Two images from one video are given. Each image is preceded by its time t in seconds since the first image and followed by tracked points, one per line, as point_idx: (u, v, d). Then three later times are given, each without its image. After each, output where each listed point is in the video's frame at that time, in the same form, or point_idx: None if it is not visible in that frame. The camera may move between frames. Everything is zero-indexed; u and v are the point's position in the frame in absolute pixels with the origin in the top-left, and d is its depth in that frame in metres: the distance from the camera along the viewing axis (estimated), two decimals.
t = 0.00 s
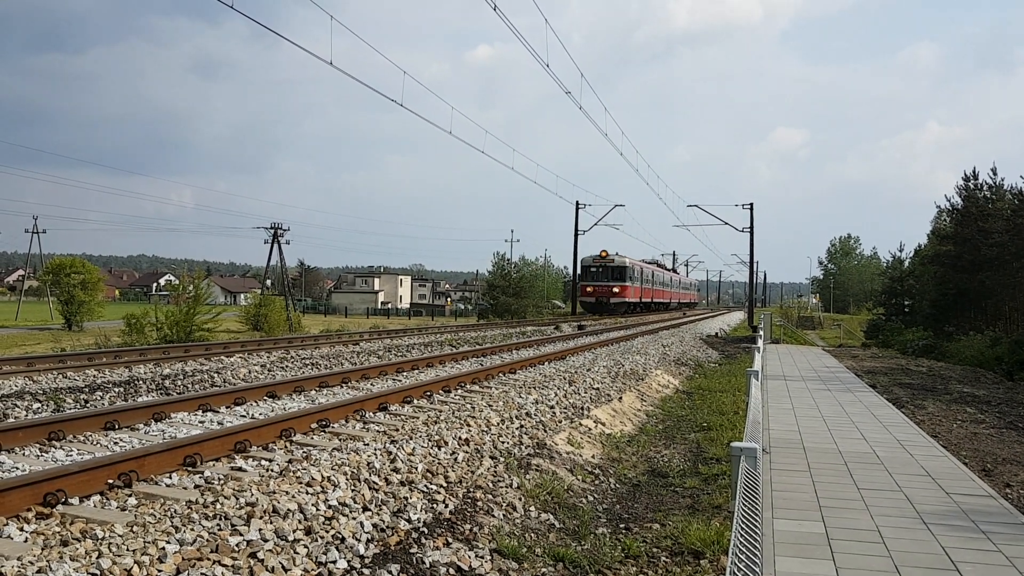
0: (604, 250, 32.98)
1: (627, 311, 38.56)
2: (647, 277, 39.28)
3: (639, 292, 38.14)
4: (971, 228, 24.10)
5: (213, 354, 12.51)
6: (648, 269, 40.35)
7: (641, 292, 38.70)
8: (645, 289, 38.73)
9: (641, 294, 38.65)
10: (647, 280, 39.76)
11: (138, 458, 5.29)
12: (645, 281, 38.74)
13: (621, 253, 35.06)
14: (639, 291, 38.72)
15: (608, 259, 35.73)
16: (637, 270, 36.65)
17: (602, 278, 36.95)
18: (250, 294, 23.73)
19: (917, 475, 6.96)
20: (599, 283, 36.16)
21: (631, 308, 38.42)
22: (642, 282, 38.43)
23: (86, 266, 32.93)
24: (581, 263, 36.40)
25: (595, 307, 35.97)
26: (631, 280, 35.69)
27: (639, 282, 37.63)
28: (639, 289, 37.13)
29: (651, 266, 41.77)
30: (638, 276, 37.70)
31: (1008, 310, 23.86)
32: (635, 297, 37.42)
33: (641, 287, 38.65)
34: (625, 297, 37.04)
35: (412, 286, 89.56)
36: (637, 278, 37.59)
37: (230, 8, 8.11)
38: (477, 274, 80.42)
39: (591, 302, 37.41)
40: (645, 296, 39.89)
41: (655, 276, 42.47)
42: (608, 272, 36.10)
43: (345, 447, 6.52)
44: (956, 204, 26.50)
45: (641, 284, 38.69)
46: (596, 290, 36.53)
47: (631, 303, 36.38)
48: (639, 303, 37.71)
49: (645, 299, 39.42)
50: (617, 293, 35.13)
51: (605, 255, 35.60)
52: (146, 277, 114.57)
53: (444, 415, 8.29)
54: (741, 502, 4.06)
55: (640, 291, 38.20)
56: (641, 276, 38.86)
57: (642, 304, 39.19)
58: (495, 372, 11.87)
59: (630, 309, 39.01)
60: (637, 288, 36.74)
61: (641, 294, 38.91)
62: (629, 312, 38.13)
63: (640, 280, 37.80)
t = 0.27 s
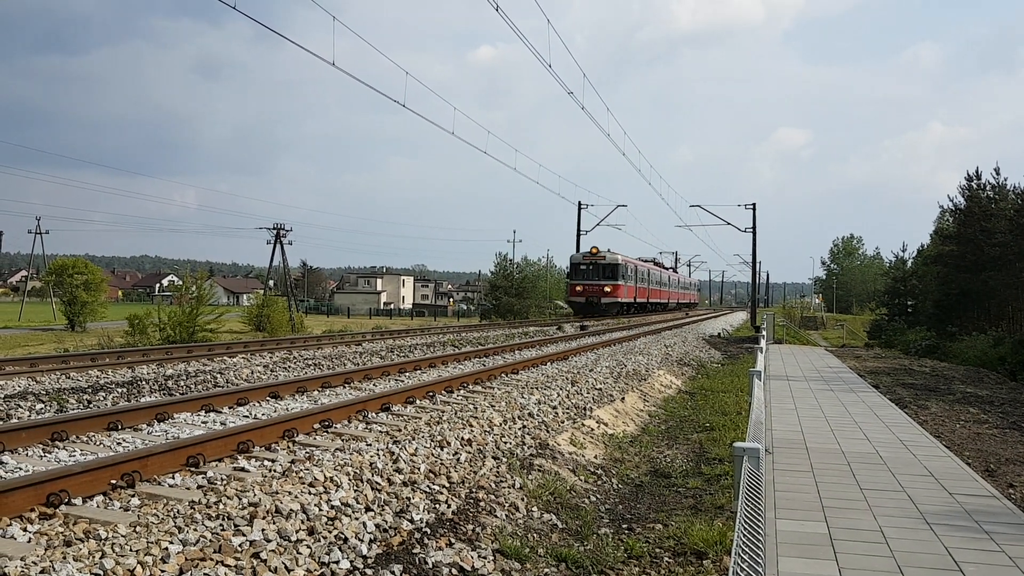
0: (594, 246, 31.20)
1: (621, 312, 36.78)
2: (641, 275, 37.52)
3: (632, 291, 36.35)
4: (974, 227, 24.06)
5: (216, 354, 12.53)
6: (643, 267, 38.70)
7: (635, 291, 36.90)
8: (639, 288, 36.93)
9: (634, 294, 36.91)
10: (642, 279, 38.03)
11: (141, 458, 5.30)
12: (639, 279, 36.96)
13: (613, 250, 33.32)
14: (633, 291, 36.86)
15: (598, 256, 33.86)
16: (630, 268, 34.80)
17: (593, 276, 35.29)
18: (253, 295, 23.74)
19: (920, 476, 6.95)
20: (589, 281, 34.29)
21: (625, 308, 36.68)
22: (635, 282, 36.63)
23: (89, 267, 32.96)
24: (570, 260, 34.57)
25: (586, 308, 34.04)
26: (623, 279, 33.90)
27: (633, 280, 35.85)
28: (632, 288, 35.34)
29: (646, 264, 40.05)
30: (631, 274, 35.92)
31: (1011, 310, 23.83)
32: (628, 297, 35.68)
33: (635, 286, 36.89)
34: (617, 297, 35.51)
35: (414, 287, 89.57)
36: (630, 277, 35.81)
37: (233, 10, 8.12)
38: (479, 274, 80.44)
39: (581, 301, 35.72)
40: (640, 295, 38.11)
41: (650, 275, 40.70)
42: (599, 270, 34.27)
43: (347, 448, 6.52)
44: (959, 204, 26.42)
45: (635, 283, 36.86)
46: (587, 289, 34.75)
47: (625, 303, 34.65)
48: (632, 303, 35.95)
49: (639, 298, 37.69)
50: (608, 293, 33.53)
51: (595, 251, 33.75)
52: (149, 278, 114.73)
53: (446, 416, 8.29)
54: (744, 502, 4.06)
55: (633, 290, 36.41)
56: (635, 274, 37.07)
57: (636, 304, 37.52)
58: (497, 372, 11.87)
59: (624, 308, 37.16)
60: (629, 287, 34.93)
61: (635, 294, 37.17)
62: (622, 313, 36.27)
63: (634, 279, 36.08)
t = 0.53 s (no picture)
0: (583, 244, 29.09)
1: (611, 312, 34.63)
2: (632, 273, 35.44)
3: (623, 291, 34.22)
4: (974, 228, 24.06)
5: (217, 355, 12.53)
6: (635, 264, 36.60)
7: (624, 289, 34.76)
8: (629, 286, 34.81)
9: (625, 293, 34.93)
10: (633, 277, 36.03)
11: (141, 459, 5.30)
12: (629, 277, 34.85)
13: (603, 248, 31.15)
14: (623, 289, 34.72)
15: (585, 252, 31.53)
16: (619, 265, 32.56)
17: (580, 274, 33.11)
18: (253, 296, 23.73)
19: (920, 476, 6.95)
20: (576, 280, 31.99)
21: (615, 308, 34.51)
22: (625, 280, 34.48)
23: (89, 267, 32.96)
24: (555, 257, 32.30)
25: (572, 309, 31.83)
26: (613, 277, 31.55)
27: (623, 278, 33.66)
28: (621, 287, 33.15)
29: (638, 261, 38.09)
30: (621, 272, 33.77)
31: (1012, 310, 23.84)
32: (619, 296, 33.58)
33: (625, 284, 34.79)
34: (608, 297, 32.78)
35: (414, 287, 89.54)
36: (620, 275, 33.62)
37: (233, 11, 8.12)
38: (480, 275, 80.43)
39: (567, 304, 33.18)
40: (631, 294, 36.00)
41: (642, 273, 38.60)
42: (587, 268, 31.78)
43: (348, 448, 6.52)
44: (960, 204, 26.39)
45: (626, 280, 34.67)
46: (574, 288, 32.58)
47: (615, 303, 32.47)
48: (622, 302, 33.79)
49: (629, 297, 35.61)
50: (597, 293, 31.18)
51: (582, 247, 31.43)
52: (149, 279, 114.81)
53: (447, 416, 8.29)
54: (745, 502, 4.06)
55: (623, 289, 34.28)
56: (625, 272, 34.93)
57: (627, 304, 35.53)
58: (498, 372, 11.89)
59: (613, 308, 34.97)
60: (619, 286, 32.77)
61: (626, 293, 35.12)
62: (611, 312, 34.12)
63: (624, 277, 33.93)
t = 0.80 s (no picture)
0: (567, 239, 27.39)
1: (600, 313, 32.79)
2: (621, 271, 33.63)
3: (612, 290, 32.35)
4: (975, 228, 24.05)
5: (218, 355, 12.54)
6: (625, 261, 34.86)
7: (614, 288, 32.85)
8: (619, 285, 32.91)
9: (615, 292, 33.10)
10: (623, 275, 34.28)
11: (142, 459, 5.30)
12: (619, 275, 33.01)
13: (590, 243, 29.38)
14: (613, 288, 32.81)
15: (570, 248, 29.64)
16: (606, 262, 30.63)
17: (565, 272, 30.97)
18: (254, 296, 23.73)
19: (922, 476, 6.94)
20: (560, 277, 30.11)
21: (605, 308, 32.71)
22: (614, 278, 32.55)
23: (90, 267, 32.94)
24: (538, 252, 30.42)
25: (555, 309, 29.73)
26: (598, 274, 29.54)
27: (611, 276, 31.76)
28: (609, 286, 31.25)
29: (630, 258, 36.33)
30: (610, 269, 31.89)
31: (1013, 310, 23.82)
32: (608, 296, 31.76)
33: (615, 283, 32.88)
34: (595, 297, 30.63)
35: (415, 287, 89.54)
36: (609, 273, 31.71)
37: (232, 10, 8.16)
38: (480, 275, 80.44)
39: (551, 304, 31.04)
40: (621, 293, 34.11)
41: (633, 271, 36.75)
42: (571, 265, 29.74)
43: (349, 448, 6.53)
44: (961, 204, 26.36)
45: (615, 279, 32.83)
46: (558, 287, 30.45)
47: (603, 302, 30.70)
48: (611, 303, 31.91)
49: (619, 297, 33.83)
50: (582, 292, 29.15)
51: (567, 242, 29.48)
52: (151, 279, 114.88)
53: (448, 416, 8.30)
54: (745, 502, 4.06)
55: (612, 288, 32.38)
56: (615, 269, 33.07)
57: (617, 303, 33.82)
58: (499, 372, 11.89)
59: (602, 308, 33.02)
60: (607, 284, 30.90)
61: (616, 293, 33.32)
62: (599, 313, 32.28)
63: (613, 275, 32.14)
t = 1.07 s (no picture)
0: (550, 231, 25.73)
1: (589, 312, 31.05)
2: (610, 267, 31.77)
3: (602, 287, 30.58)
4: (978, 227, 24.00)
5: (220, 355, 12.54)
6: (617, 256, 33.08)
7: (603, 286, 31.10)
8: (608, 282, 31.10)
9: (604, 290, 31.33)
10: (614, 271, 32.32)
11: (144, 459, 5.30)
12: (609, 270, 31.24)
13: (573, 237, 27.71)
14: (603, 285, 31.02)
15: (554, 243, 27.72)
16: (593, 257, 28.76)
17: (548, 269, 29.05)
18: (256, 296, 23.77)
19: (924, 476, 6.93)
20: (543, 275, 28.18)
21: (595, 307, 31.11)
22: (604, 275, 30.79)
23: (93, 267, 32.96)
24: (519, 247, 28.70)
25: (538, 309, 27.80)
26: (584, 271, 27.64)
27: (599, 272, 29.97)
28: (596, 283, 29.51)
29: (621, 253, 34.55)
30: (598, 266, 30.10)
31: (1016, 310, 23.77)
32: (596, 293, 30.00)
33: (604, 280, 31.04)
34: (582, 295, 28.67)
35: (417, 287, 89.55)
36: (598, 269, 29.95)
37: (230, 9, 8.18)
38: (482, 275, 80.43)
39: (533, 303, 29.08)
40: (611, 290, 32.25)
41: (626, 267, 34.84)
42: (554, 261, 27.75)
43: (351, 447, 6.54)
44: (964, 204, 26.28)
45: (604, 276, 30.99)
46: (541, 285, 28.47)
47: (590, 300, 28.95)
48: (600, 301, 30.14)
49: (610, 295, 32.08)
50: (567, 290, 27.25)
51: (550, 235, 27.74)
52: (153, 279, 115.03)
53: (450, 416, 8.30)
54: (748, 501, 4.06)
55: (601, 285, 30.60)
56: (604, 266, 31.31)
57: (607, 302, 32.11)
58: (501, 372, 11.89)
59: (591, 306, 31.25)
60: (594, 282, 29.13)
61: (605, 290, 31.53)
62: (588, 312, 30.50)
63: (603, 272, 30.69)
